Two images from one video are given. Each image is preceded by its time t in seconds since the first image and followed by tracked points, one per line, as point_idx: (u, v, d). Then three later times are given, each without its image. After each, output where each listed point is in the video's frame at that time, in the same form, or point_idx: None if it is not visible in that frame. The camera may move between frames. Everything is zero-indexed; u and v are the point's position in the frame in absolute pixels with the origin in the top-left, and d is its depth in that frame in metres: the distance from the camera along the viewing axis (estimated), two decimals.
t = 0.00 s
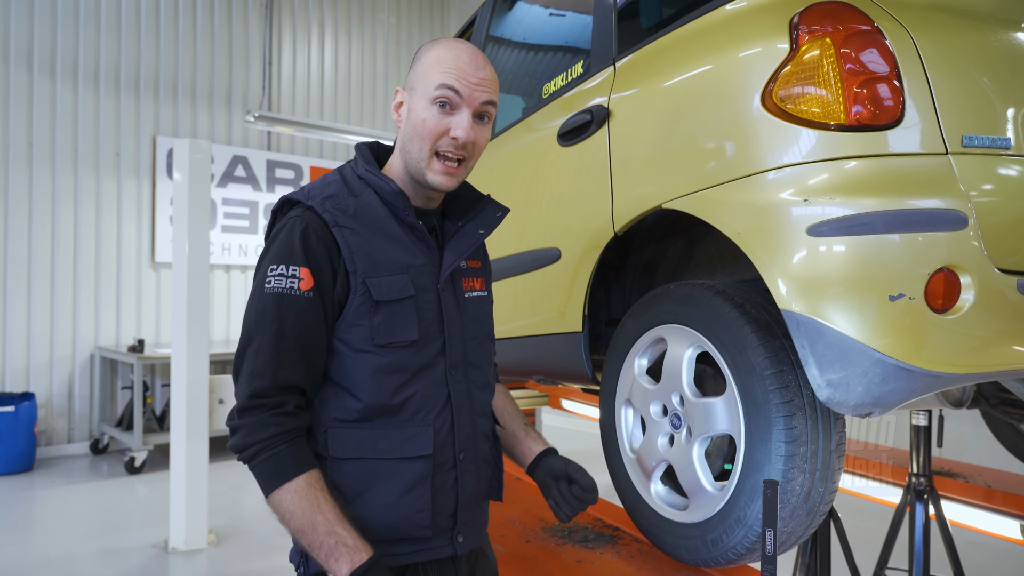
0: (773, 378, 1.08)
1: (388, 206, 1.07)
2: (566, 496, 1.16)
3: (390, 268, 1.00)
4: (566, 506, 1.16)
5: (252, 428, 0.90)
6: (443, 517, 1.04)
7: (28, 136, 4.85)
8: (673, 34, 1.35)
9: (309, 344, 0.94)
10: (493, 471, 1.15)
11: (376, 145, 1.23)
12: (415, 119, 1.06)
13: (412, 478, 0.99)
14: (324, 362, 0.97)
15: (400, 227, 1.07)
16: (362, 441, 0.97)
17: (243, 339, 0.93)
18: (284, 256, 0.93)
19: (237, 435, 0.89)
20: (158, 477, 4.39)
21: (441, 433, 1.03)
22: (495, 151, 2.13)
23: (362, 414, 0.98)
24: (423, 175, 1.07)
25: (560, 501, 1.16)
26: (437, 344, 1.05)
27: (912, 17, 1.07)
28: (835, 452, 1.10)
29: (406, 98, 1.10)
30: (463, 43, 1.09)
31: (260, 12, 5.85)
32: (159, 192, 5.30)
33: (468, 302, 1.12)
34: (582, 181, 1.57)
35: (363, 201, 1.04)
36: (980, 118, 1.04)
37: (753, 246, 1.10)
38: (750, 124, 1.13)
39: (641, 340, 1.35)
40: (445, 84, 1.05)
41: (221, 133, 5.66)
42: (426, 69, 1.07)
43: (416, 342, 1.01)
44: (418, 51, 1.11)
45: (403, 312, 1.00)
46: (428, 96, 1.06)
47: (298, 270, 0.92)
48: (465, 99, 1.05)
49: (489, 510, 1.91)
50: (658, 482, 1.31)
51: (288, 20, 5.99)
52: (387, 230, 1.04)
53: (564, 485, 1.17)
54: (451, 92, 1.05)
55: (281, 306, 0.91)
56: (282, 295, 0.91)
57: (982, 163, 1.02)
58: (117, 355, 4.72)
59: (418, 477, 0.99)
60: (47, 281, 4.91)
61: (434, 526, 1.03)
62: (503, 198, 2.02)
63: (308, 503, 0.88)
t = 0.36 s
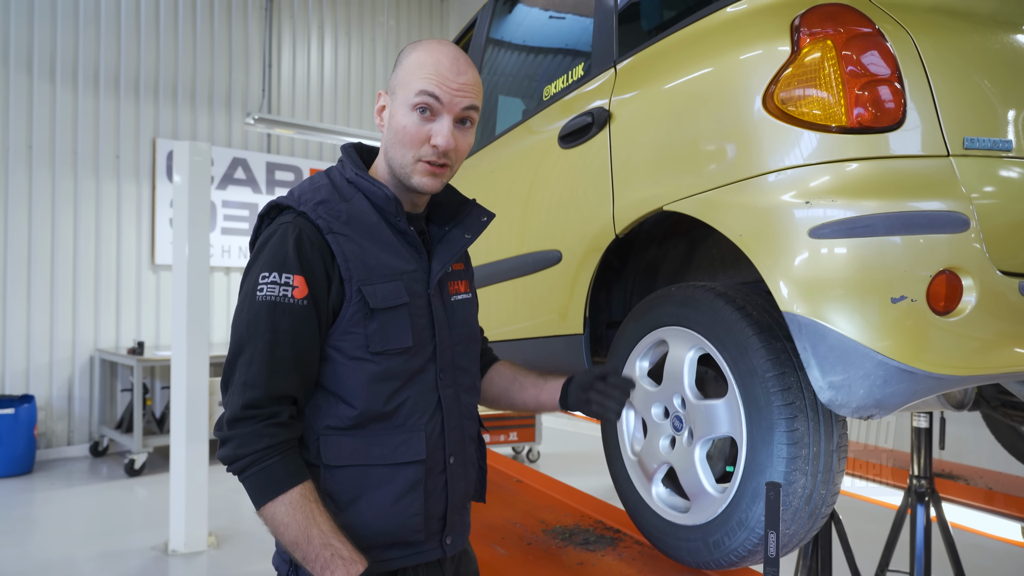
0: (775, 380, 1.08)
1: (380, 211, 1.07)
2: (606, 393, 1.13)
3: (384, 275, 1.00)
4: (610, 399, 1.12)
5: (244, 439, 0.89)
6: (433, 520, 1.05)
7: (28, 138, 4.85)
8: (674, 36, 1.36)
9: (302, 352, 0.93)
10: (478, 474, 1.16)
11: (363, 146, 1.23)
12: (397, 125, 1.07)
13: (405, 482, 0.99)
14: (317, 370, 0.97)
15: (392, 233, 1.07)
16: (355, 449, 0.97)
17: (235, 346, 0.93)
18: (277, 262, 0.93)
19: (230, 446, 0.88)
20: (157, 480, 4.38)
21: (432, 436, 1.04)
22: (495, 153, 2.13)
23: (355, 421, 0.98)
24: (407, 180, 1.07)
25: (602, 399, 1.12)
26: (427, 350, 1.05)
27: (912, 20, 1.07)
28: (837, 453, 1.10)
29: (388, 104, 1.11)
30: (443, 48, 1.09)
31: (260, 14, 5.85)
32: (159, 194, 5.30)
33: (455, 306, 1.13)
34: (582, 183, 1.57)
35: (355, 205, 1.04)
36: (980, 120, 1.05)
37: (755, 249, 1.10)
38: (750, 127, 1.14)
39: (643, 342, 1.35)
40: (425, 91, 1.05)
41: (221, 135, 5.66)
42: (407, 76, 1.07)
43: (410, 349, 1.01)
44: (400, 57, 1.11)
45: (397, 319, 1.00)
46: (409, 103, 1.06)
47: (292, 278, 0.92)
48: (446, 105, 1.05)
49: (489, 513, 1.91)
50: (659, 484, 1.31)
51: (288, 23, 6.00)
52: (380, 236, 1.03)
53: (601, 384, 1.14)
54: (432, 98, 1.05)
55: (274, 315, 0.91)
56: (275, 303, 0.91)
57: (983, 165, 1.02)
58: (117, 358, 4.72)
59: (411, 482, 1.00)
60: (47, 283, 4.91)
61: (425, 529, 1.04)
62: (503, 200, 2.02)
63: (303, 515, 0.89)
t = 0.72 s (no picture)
0: (779, 378, 1.08)
1: (363, 211, 1.06)
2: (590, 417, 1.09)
3: (368, 275, 1.00)
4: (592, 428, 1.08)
5: (228, 440, 0.90)
6: (423, 521, 1.05)
7: (31, 138, 4.86)
8: (676, 34, 1.35)
9: (284, 354, 0.94)
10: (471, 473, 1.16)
11: (349, 145, 1.22)
12: (422, 139, 1.05)
13: (391, 483, 0.99)
14: (301, 372, 0.97)
15: (377, 233, 1.07)
16: (341, 450, 0.98)
17: (221, 348, 0.93)
18: (259, 266, 0.94)
19: (214, 447, 0.89)
20: (160, 478, 4.39)
21: (420, 437, 1.04)
22: (497, 152, 2.13)
23: (340, 421, 0.98)
24: (426, 191, 1.08)
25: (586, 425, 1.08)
26: (415, 349, 1.05)
27: (916, 17, 1.07)
28: (841, 451, 1.10)
29: (403, 110, 1.06)
30: (463, 62, 1.08)
31: (262, 13, 5.85)
32: (162, 193, 5.30)
33: (446, 305, 1.12)
34: (584, 182, 1.57)
35: (338, 206, 1.04)
36: (984, 118, 1.04)
37: (758, 248, 1.10)
38: (753, 124, 1.13)
39: (645, 341, 1.35)
40: (459, 110, 1.05)
41: (223, 134, 5.66)
42: (435, 89, 1.04)
43: (395, 348, 1.01)
44: (416, 61, 1.05)
45: (380, 319, 1.00)
46: (439, 119, 1.04)
47: (274, 280, 0.93)
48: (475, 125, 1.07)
49: (491, 511, 1.91)
50: (663, 482, 1.31)
51: (289, 22, 6.00)
52: (363, 236, 1.03)
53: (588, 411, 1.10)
54: (464, 118, 1.05)
55: (256, 317, 0.92)
56: (257, 306, 0.92)
57: (988, 162, 1.02)
58: (119, 357, 4.73)
59: (398, 482, 1.00)
60: (50, 283, 4.92)
61: (415, 530, 1.04)
62: (505, 198, 2.02)
63: (286, 515, 0.88)
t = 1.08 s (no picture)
0: (779, 377, 1.08)
1: (356, 211, 1.06)
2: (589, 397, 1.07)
3: (362, 275, 1.00)
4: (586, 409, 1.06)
5: (227, 442, 0.88)
6: (424, 517, 1.05)
7: (30, 137, 4.86)
8: (676, 33, 1.35)
9: (280, 355, 0.93)
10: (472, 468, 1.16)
11: (338, 142, 1.22)
12: (410, 138, 1.04)
13: (392, 480, 1.00)
14: (298, 371, 0.97)
15: (370, 232, 1.06)
16: (339, 450, 0.98)
17: (215, 351, 0.92)
18: (252, 268, 0.93)
19: (215, 451, 0.87)
20: (160, 477, 4.39)
21: (418, 434, 1.04)
22: (497, 150, 2.12)
23: (338, 421, 0.99)
24: (416, 189, 1.09)
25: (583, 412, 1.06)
26: (412, 347, 1.05)
27: (916, 15, 1.07)
28: (841, 450, 1.10)
29: (391, 110, 1.06)
30: (452, 61, 1.07)
31: (261, 12, 5.85)
32: (161, 192, 5.30)
33: (441, 300, 1.12)
34: (584, 180, 1.57)
35: (330, 206, 1.03)
36: (983, 116, 1.04)
37: (758, 247, 1.10)
38: (753, 123, 1.13)
39: (644, 339, 1.35)
40: (448, 110, 1.04)
41: (223, 134, 5.66)
42: (424, 89, 1.04)
43: (391, 348, 1.01)
44: (405, 60, 1.05)
45: (376, 319, 1.00)
46: (427, 119, 1.04)
47: (268, 283, 0.92)
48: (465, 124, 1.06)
49: (491, 510, 1.91)
50: (661, 481, 1.31)
51: (289, 20, 6.00)
52: (357, 236, 1.03)
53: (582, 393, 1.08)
54: (452, 118, 1.05)
55: (251, 320, 0.91)
56: (252, 309, 0.91)
57: (987, 161, 1.02)
58: (119, 356, 4.73)
59: (398, 479, 1.00)
60: (49, 282, 4.92)
61: (416, 526, 1.04)
62: (505, 197, 2.02)
63: (298, 505, 0.86)
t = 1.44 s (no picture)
0: (779, 375, 1.08)
1: (353, 214, 1.06)
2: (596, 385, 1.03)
3: (363, 276, 1.01)
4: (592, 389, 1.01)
5: (278, 436, 0.89)
6: (438, 518, 1.05)
7: (30, 137, 4.86)
8: (675, 30, 1.35)
9: (307, 353, 0.94)
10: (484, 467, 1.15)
11: (334, 146, 1.22)
12: (405, 138, 1.04)
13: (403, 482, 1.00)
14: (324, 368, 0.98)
15: (368, 233, 1.07)
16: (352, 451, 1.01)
17: (242, 358, 0.93)
18: (262, 274, 0.94)
19: (271, 448, 0.87)
20: (161, 477, 4.39)
21: (428, 434, 1.04)
22: (496, 149, 2.12)
23: (347, 423, 1.01)
24: (413, 189, 1.08)
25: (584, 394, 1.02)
26: (416, 347, 1.05)
27: (915, 12, 1.06)
28: (840, 448, 1.10)
29: (385, 110, 1.06)
30: (444, 58, 1.07)
31: (260, 11, 5.84)
32: (161, 192, 5.30)
33: (445, 299, 1.12)
34: (583, 179, 1.57)
35: (328, 211, 1.04)
36: (983, 113, 1.04)
37: (758, 245, 1.10)
38: (752, 121, 1.13)
39: (644, 338, 1.35)
40: (441, 106, 1.04)
41: (222, 133, 5.66)
42: (416, 87, 1.04)
43: (397, 348, 1.02)
44: (396, 59, 1.05)
45: (379, 320, 1.00)
46: (421, 117, 1.04)
47: (282, 285, 0.94)
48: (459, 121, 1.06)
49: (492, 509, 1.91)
50: (662, 480, 1.30)
51: (288, 20, 5.99)
52: (356, 238, 1.03)
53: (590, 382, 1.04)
54: (446, 116, 1.05)
55: (275, 325, 0.92)
56: (273, 313, 0.92)
57: (987, 158, 1.02)
58: (119, 356, 4.73)
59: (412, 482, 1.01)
60: (49, 282, 4.92)
61: (429, 527, 1.04)
62: (504, 196, 2.02)
63: (370, 453, 0.88)
